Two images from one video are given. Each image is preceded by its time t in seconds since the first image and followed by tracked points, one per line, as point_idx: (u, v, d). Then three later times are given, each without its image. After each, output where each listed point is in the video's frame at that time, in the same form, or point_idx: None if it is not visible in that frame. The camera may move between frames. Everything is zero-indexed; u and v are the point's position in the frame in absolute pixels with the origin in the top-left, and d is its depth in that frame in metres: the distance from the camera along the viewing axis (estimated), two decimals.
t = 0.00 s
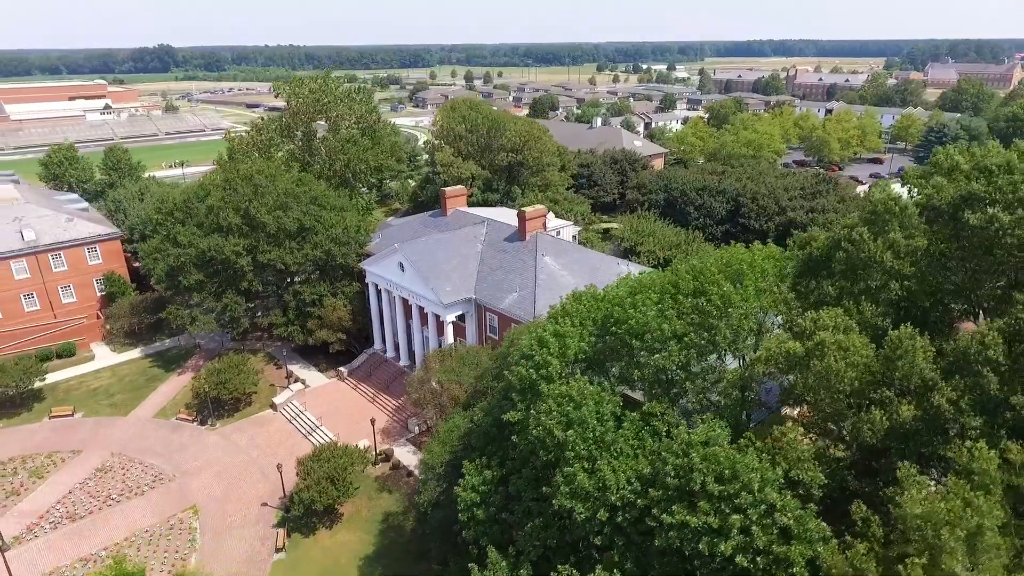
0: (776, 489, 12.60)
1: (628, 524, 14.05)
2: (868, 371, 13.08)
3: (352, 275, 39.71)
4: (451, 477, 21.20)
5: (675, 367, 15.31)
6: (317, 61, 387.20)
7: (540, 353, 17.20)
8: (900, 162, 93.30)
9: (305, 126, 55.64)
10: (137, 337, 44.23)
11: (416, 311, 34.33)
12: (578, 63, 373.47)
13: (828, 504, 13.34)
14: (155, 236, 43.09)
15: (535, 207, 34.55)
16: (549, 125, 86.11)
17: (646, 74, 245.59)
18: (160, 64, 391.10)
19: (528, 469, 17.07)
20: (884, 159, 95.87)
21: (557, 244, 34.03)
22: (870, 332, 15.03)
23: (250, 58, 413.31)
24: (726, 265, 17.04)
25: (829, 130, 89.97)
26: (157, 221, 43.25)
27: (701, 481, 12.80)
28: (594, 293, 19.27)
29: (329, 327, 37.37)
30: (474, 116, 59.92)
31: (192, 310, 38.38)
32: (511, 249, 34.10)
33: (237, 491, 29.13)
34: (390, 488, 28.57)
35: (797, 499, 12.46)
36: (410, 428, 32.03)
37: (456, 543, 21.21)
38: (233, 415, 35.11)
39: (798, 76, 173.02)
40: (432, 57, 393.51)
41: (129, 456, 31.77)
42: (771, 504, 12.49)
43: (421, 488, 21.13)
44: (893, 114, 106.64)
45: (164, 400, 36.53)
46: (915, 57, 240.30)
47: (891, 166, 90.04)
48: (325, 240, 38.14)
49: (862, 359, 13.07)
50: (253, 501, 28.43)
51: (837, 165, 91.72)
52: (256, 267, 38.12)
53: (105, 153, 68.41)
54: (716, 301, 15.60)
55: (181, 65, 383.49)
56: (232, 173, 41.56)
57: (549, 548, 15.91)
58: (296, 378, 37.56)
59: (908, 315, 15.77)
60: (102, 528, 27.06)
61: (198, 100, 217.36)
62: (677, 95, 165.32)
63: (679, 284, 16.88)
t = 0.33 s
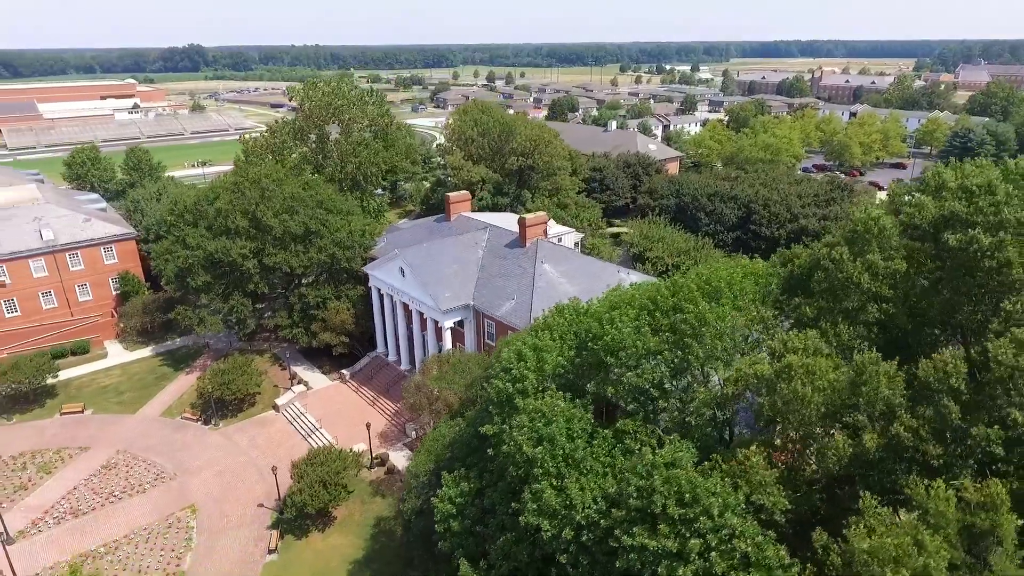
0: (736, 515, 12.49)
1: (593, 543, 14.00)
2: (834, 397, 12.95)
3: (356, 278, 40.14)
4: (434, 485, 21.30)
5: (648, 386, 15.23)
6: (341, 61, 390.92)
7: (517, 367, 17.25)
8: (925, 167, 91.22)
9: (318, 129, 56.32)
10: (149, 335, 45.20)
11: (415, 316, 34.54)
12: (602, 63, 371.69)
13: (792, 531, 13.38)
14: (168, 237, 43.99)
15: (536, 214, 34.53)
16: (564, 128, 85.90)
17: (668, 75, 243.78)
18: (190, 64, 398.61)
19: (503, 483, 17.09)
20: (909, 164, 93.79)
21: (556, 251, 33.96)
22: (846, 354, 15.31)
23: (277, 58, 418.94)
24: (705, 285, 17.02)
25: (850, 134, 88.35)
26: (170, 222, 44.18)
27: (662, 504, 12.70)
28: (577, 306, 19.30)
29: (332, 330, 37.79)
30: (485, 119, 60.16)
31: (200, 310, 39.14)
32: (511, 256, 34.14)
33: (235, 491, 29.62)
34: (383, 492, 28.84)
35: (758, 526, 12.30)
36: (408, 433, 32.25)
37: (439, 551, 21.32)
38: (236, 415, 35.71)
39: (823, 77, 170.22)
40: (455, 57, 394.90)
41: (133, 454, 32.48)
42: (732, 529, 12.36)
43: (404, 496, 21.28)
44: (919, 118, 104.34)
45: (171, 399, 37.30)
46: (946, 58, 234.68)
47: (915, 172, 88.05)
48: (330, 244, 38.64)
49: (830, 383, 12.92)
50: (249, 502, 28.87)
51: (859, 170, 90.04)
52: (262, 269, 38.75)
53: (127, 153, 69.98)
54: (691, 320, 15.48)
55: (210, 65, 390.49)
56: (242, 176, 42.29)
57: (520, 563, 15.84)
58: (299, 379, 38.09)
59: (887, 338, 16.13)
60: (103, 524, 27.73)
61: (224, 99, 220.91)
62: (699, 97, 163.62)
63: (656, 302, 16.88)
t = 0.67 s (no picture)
0: (699, 540, 12.39)
1: (560, 562, 14.00)
2: (801, 423, 12.74)
3: (365, 282, 40.58)
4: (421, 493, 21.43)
5: (623, 404, 15.20)
6: (371, 61, 394.76)
7: (497, 380, 17.25)
8: (956, 173, 88.73)
9: (336, 131, 57.08)
10: (166, 333, 46.31)
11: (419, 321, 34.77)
12: (630, 64, 369.27)
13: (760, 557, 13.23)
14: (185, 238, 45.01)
15: (542, 221, 34.28)
16: (584, 130, 85.53)
17: (696, 76, 241.14)
18: (224, 63, 406.46)
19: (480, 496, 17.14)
20: (939, 170, 91.31)
21: (560, 257, 33.79)
22: (822, 376, 15.45)
23: (308, 57, 424.75)
24: (686, 303, 17.00)
25: (878, 139, 86.33)
26: (188, 223, 45.21)
27: (624, 527, 12.61)
28: (562, 319, 19.25)
29: (339, 332, 38.31)
30: (501, 123, 60.63)
31: (212, 310, 39.96)
32: (515, 262, 34.15)
33: (237, 490, 30.23)
34: (380, 495, 29.13)
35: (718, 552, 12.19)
36: (408, 437, 32.48)
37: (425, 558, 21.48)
38: (243, 414, 36.40)
39: (855, 79, 166.60)
40: (483, 57, 395.79)
41: (142, 450, 33.31)
42: (693, 556, 12.26)
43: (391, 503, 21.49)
44: (951, 122, 101.48)
45: (183, 396, 38.19)
46: (986, 60, 227.72)
47: (945, 178, 85.64)
48: (339, 247, 39.17)
49: (799, 407, 12.76)
50: (250, 502, 29.41)
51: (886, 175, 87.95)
52: (273, 271, 39.41)
53: (154, 153, 71.71)
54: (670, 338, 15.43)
55: (243, 64, 398.06)
56: (256, 179, 43.08)
57: None
58: (306, 380, 38.66)
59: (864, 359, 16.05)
60: (109, 519, 28.53)
61: (255, 99, 224.93)
62: (726, 99, 161.47)
63: (637, 318, 16.79)
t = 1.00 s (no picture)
0: (655, 563, 12.36)
1: None
2: (765, 446, 12.55)
3: (370, 285, 40.98)
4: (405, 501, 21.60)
5: (593, 420, 15.27)
6: (397, 61, 397.29)
7: (473, 392, 17.20)
8: (984, 179, 86.36)
9: (350, 134, 57.67)
10: (180, 331, 47.29)
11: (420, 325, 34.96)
12: (656, 64, 366.38)
13: None
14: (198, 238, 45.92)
15: (543, 227, 34.28)
16: (601, 133, 85.01)
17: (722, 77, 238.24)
18: (254, 62, 413.04)
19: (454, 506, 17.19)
20: (967, 176, 88.92)
21: (562, 264, 33.66)
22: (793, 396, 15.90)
23: (335, 57, 429.28)
24: (664, 319, 17.00)
25: (903, 144, 84.33)
26: (202, 224, 46.13)
27: (582, 546, 12.67)
28: (543, 330, 19.19)
29: (344, 334, 38.77)
30: (515, 126, 60.69)
31: (222, 310, 40.71)
32: (515, 268, 34.12)
33: (237, 488, 30.76)
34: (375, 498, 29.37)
35: None
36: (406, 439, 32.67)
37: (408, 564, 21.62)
38: (248, 413, 36.99)
39: (884, 81, 163.05)
40: (508, 58, 395.89)
41: (148, 447, 34.06)
42: None
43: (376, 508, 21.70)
44: (982, 126, 98.75)
45: (191, 394, 38.99)
46: None
47: (973, 184, 83.33)
48: (345, 250, 39.63)
49: (764, 430, 12.62)
50: (247, 501, 29.90)
51: (911, 181, 85.98)
52: (281, 272, 40.01)
53: (176, 152, 73.16)
54: (641, 355, 15.48)
55: (273, 64, 404.40)
56: (267, 181, 43.77)
57: None
58: (311, 380, 39.19)
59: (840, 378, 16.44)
60: (112, 514, 29.24)
61: (282, 98, 228.20)
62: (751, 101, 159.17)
63: (614, 333, 16.77)
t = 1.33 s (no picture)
0: None
1: None
2: (724, 467, 12.38)
3: (374, 287, 41.29)
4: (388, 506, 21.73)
5: (560, 435, 15.27)
6: (420, 61, 399.42)
7: (449, 403, 17.30)
8: (1012, 185, 83.98)
9: (362, 136, 58.19)
10: (190, 329, 48.17)
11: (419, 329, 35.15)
12: (680, 65, 363.42)
13: None
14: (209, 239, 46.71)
15: (543, 233, 34.23)
16: (617, 136, 84.49)
17: (746, 78, 235.17)
18: (280, 62, 418.74)
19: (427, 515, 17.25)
20: (994, 182, 86.55)
21: (561, 270, 33.49)
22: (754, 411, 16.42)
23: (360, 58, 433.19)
24: (639, 335, 16.90)
25: (927, 148, 82.40)
26: (213, 224, 46.89)
27: (537, 564, 12.61)
28: (523, 340, 19.20)
29: (346, 336, 39.15)
30: (526, 129, 60.69)
31: (228, 311, 41.34)
32: (514, 274, 34.11)
33: (234, 487, 31.20)
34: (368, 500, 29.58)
35: None
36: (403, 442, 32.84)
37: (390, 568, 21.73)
38: (250, 413, 37.52)
39: (912, 83, 159.40)
40: (530, 58, 395.74)
41: (152, 444, 34.75)
42: None
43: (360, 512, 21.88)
44: (1011, 131, 96.06)
45: (196, 393, 39.68)
46: None
47: (999, 191, 81.11)
48: (350, 253, 40.01)
49: (723, 450, 12.41)
50: (244, 500, 30.35)
51: (934, 186, 84.02)
52: (286, 274, 40.53)
53: (195, 153, 74.48)
54: (609, 370, 15.49)
55: (298, 64, 409.79)
56: (276, 183, 44.33)
57: None
58: (313, 381, 39.62)
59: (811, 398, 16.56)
60: (113, 510, 29.91)
61: (306, 98, 231.12)
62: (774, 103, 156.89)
63: (589, 346, 16.79)
